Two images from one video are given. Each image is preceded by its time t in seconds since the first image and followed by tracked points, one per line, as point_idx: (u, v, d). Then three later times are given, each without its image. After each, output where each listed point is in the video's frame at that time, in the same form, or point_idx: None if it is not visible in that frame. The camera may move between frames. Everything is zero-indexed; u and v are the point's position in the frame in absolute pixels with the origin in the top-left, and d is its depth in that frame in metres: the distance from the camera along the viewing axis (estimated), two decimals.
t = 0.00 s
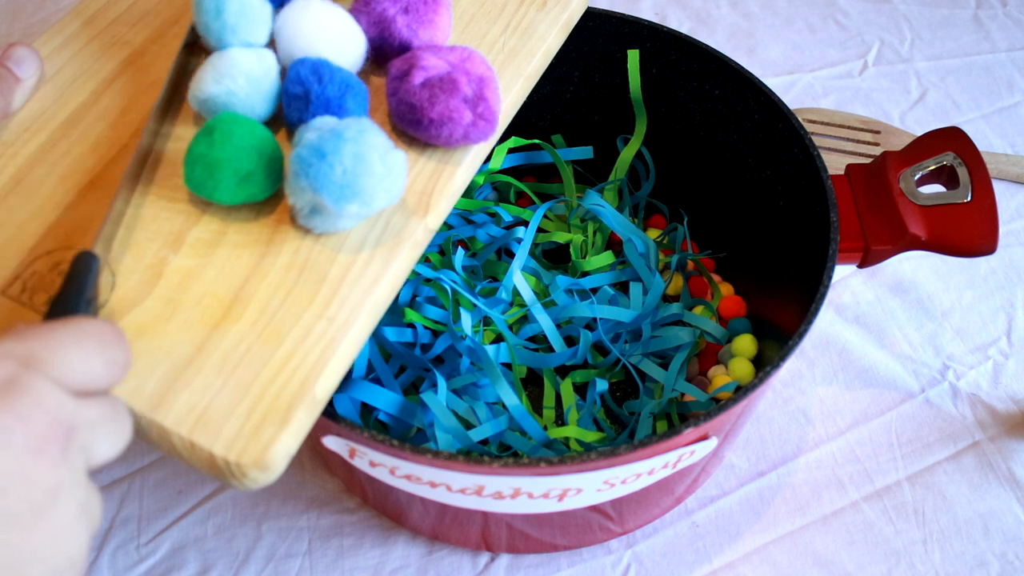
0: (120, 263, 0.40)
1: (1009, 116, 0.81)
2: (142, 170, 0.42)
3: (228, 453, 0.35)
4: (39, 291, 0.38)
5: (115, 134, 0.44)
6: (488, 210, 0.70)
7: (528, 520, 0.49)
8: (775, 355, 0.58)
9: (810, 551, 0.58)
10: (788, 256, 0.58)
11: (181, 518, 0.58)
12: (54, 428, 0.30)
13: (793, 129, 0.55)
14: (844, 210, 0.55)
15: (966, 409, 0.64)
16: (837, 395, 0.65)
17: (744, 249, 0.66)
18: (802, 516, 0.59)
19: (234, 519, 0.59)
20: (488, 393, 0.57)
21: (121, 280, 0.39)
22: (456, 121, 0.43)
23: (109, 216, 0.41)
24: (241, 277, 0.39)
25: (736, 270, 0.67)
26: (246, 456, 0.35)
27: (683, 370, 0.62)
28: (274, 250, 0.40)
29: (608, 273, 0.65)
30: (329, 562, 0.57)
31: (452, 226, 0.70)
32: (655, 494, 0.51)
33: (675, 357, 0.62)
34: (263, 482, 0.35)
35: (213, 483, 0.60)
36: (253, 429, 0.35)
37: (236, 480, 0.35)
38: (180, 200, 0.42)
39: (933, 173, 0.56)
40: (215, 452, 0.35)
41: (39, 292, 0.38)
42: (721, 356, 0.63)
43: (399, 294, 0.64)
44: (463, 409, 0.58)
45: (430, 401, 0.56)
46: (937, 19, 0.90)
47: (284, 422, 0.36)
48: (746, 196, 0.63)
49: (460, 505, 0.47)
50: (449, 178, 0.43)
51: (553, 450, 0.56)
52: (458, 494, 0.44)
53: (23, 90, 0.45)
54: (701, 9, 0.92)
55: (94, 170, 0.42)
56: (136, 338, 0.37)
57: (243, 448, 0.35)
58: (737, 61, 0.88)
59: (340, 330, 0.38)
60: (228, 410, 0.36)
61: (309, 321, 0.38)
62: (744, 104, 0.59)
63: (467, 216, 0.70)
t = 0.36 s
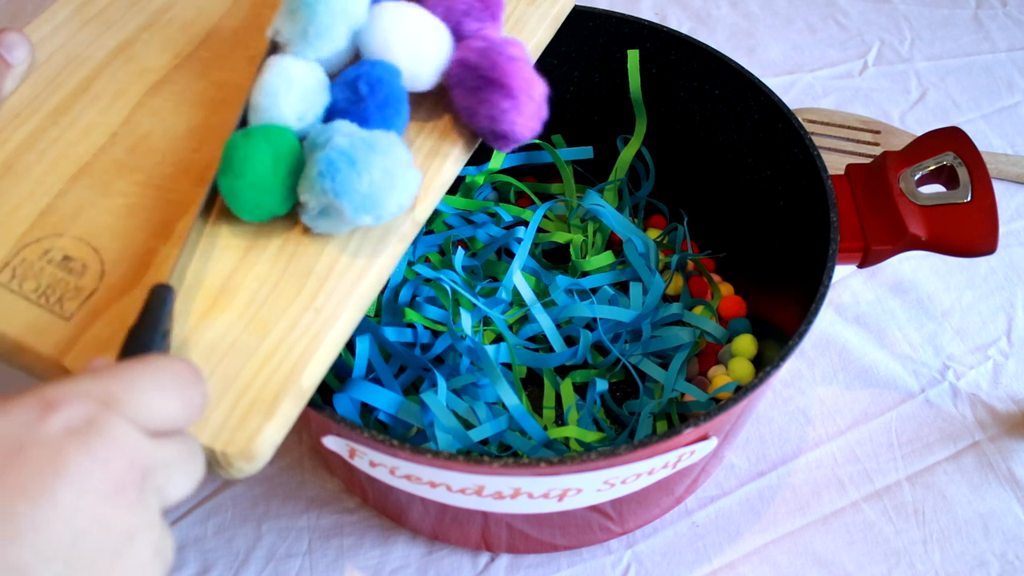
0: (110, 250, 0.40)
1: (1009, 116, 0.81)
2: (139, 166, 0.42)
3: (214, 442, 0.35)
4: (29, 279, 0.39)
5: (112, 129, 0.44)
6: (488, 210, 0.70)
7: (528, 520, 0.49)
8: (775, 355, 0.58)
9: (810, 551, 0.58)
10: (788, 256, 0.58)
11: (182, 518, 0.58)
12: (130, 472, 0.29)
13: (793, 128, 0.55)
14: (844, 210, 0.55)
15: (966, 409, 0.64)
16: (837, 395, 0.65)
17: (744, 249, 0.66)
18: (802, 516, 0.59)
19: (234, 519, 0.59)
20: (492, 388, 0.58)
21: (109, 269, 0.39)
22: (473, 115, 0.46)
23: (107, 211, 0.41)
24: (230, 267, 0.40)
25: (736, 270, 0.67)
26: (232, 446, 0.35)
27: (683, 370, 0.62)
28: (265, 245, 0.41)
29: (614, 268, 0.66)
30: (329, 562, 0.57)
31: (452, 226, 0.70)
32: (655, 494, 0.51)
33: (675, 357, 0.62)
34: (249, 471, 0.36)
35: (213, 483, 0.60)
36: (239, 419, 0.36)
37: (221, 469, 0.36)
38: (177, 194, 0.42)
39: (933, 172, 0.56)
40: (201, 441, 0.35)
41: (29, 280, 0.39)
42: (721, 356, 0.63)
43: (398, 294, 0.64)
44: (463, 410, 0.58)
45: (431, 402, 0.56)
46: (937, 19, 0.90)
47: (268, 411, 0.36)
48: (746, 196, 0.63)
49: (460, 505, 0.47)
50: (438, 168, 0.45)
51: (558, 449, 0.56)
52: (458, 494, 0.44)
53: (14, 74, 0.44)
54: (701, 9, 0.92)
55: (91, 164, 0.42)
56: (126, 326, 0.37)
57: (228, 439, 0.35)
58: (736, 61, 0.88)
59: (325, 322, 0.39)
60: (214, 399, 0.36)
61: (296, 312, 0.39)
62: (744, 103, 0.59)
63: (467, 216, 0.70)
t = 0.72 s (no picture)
0: (104, 247, 0.39)
1: (1009, 116, 0.81)
2: (135, 160, 0.42)
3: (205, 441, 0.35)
4: (22, 275, 0.38)
5: (108, 123, 0.43)
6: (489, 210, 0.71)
7: (528, 520, 0.49)
8: (775, 355, 0.58)
9: (810, 551, 0.58)
10: (788, 256, 0.58)
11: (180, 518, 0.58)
12: (255, 547, 0.31)
13: (793, 128, 0.54)
14: (844, 209, 0.55)
15: (966, 409, 0.64)
16: (837, 395, 0.65)
17: (744, 248, 0.66)
18: (802, 516, 0.59)
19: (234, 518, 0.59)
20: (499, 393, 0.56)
21: (103, 265, 0.39)
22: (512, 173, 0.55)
23: (104, 205, 0.41)
24: (223, 264, 0.40)
25: (736, 268, 0.67)
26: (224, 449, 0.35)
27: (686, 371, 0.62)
28: (257, 243, 0.40)
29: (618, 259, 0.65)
30: (329, 561, 0.57)
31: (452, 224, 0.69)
32: (655, 494, 0.51)
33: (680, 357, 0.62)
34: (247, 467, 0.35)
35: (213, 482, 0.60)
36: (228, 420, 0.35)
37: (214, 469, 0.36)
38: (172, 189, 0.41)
39: (933, 172, 0.56)
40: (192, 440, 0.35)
41: (22, 275, 0.38)
42: (721, 356, 0.63)
43: (398, 295, 0.65)
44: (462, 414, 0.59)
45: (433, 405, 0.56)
46: (938, 19, 0.90)
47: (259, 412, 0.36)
48: (746, 196, 0.63)
49: (460, 505, 0.47)
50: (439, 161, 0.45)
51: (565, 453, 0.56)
52: (458, 494, 0.44)
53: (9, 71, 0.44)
54: (701, 9, 0.92)
55: (87, 158, 0.42)
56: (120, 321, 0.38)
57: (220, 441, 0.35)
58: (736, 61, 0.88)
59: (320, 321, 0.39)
60: (205, 400, 0.36)
61: (288, 311, 0.38)
62: (744, 104, 0.59)
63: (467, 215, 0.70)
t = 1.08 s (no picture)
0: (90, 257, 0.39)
1: (1009, 116, 0.81)
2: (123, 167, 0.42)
3: (184, 460, 0.35)
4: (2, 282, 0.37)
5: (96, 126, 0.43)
6: (488, 212, 0.71)
7: (529, 521, 0.49)
8: (776, 354, 0.57)
9: (810, 551, 0.58)
10: (789, 256, 0.58)
11: (180, 518, 0.58)
12: None
13: (793, 129, 0.54)
14: (844, 209, 0.55)
15: (966, 409, 0.64)
16: (837, 395, 0.65)
17: (745, 249, 0.65)
18: (802, 516, 0.59)
19: (233, 519, 0.59)
20: (526, 375, 0.54)
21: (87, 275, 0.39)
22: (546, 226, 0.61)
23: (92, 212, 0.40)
24: (209, 277, 0.39)
25: (739, 271, 0.66)
26: (202, 466, 0.34)
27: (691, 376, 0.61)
28: (247, 254, 0.40)
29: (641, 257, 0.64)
30: (329, 561, 0.57)
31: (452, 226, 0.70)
32: (655, 494, 0.51)
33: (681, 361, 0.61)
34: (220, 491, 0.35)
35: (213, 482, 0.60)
36: (209, 438, 0.35)
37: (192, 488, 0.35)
38: (173, 184, 0.41)
39: (933, 172, 0.56)
40: (172, 459, 0.35)
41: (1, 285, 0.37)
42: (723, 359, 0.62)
43: (399, 294, 0.66)
44: (464, 414, 0.58)
45: (438, 407, 0.56)
46: (938, 19, 0.90)
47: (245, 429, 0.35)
48: (747, 196, 0.63)
49: (460, 505, 0.47)
50: (439, 166, 0.43)
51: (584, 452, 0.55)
52: (458, 494, 0.44)
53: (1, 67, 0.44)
54: (701, 9, 0.92)
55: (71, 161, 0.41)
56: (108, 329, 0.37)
57: (199, 458, 0.35)
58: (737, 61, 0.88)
59: (304, 340, 0.38)
60: (183, 421, 0.35)
61: (272, 330, 0.38)
62: (744, 104, 0.59)
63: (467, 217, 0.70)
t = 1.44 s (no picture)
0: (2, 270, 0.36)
1: (1009, 116, 0.81)
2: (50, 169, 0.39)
3: (79, 498, 0.32)
4: None
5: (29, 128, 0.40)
6: (489, 212, 0.71)
7: (528, 520, 0.49)
8: (776, 354, 0.57)
9: (810, 551, 0.58)
10: (789, 256, 0.58)
11: (180, 518, 0.58)
12: None
13: (793, 129, 0.54)
14: (844, 209, 0.55)
15: (966, 409, 0.64)
16: (837, 395, 0.65)
17: (745, 249, 0.65)
18: (802, 516, 0.59)
19: (234, 519, 0.59)
20: (526, 375, 0.54)
21: None
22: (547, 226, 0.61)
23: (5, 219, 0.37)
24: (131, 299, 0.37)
25: (739, 271, 0.66)
26: (97, 506, 0.32)
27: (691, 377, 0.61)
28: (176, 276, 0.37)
29: (643, 258, 0.64)
30: (329, 562, 0.57)
31: (452, 226, 0.70)
32: (655, 494, 0.51)
33: (681, 361, 0.62)
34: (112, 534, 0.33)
35: (213, 483, 0.60)
36: (110, 478, 0.33)
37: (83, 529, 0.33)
38: (113, 192, 0.39)
39: (933, 172, 0.56)
40: (65, 497, 0.32)
41: None
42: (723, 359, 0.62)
43: (399, 294, 0.66)
44: (464, 414, 0.58)
45: (438, 407, 0.56)
46: (937, 19, 0.90)
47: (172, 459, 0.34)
48: (747, 195, 0.63)
49: (460, 505, 0.47)
50: (393, 191, 0.40)
51: (584, 452, 0.55)
52: (458, 494, 0.44)
53: None
54: (701, 9, 0.92)
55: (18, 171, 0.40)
56: (50, 326, 0.36)
57: (93, 497, 0.32)
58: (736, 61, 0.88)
59: (223, 376, 0.35)
60: (87, 452, 0.33)
61: (192, 362, 0.35)
62: (744, 103, 0.59)
63: (467, 217, 0.70)
